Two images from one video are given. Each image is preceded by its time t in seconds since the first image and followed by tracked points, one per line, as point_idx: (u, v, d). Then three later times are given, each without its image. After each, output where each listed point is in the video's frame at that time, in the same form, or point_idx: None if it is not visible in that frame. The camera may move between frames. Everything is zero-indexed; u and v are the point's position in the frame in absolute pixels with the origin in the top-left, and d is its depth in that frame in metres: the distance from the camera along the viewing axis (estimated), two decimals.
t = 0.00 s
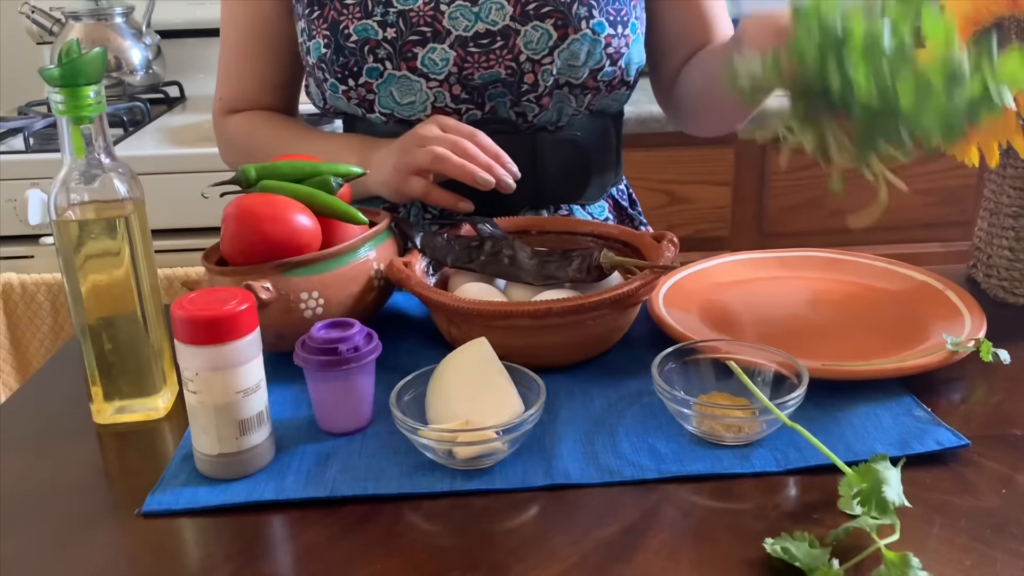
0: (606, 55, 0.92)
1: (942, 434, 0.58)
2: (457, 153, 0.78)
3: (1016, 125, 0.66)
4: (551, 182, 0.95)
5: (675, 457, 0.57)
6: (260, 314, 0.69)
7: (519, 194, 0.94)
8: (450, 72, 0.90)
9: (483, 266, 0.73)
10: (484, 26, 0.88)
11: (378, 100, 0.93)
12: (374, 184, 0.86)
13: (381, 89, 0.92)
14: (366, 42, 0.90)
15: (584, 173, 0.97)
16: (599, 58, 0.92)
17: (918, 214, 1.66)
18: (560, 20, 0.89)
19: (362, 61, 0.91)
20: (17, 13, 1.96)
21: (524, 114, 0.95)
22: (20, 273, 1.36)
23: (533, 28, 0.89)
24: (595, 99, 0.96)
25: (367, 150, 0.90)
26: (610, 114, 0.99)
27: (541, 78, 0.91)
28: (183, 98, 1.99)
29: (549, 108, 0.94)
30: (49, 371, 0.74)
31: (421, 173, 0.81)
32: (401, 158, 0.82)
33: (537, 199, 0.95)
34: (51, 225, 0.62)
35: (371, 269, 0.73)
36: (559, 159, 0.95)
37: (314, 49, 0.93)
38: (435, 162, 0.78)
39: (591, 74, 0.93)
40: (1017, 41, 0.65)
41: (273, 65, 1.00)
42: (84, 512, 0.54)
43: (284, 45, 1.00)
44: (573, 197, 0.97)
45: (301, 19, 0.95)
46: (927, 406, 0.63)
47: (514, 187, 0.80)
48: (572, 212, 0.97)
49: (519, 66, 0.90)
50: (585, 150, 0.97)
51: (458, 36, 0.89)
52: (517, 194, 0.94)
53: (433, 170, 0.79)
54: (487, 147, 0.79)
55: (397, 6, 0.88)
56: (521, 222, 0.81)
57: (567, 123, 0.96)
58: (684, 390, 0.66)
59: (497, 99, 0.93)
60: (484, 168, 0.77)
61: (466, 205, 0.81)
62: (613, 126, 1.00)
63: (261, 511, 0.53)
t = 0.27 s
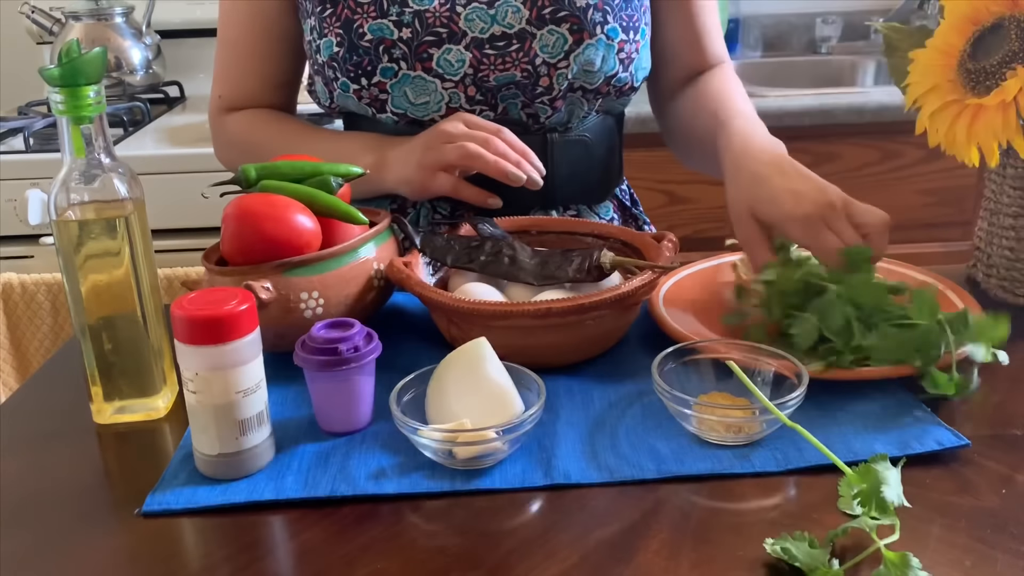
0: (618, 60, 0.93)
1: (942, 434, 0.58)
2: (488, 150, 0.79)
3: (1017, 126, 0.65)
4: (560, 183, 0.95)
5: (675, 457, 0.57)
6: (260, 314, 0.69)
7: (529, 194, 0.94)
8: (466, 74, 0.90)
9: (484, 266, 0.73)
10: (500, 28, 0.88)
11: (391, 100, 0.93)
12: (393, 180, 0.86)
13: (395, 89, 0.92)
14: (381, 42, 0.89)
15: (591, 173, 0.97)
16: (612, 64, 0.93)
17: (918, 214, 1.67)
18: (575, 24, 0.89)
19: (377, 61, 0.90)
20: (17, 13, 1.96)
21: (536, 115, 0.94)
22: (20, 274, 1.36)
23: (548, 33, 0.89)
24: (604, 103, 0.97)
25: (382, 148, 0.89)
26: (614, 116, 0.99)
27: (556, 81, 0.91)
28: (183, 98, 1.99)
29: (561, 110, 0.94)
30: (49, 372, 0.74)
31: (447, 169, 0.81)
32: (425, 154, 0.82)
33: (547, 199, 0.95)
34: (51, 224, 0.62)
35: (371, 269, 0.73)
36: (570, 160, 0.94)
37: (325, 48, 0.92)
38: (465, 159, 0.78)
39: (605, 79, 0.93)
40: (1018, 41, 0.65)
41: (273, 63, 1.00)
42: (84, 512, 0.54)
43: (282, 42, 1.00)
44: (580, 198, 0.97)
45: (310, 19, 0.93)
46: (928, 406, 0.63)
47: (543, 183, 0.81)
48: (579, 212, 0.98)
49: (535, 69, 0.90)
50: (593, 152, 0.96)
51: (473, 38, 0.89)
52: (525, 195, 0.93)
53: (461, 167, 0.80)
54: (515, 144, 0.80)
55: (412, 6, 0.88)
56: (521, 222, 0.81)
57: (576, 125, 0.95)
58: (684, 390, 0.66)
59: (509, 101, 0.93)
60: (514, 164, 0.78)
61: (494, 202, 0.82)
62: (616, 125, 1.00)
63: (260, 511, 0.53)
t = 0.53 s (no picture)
0: (612, 63, 0.92)
1: (942, 434, 0.58)
2: (472, 155, 0.78)
3: (1017, 126, 0.65)
4: (554, 181, 0.96)
5: (675, 457, 0.57)
6: (260, 313, 0.69)
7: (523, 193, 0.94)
8: (457, 76, 0.90)
9: (484, 266, 0.73)
10: (491, 32, 0.88)
11: (384, 102, 0.93)
12: (384, 184, 0.86)
13: (387, 91, 0.92)
14: (373, 45, 0.89)
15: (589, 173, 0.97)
16: (605, 67, 0.92)
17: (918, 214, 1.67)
18: (567, 28, 0.89)
19: (369, 64, 0.90)
20: (17, 13, 1.96)
21: (530, 117, 0.94)
22: (20, 273, 1.36)
23: (540, 36, 0.89)
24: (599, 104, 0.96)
25: (380, 148, 0.89)
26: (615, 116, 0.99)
27: (547, 85, 0.91)
28: (183, 98, 1.99)
29: (554, 113, 0.94)
30: (49, 371, 0.75)
31: (434, 173, 0.81)
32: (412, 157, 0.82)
33: (541, 201, 0.96)
34: (51, 224, 0.62)
35: (371, 269, 0.73)
36: (565, 160, 0.95)
37: (320, 49, 0.92)
38: (449, 163, 0.78)
39: (597, 82, 0.93)
40: (1018, 41, 0.65)
41: (275, 62, 1.00)
42: (85, 512, 0.54)
43: (284, 41, 1.00)
44: (576, 197, 0.97)
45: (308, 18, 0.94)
46: (928, 406, 0.63)
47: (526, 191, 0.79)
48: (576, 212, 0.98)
49: (525, 74, 0.90)
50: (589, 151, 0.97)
51: (465, 41, 0.88)
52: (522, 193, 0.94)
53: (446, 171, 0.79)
54: (500, 150, 0.79)
55: (404, 9, 0.88)
56: (521, 222, 0.81)
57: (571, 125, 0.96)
58: (684, 390, 0.66)
59: (503, 102, 0.93)
60: (498, 170, 0.77)
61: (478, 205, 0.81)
62: (619, 126, 1.00)
63: (260, 511, 0.53)
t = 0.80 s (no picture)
0: (602, 66, 0.91)
1: (942, 434, 0.58)
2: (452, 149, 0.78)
3: (1017, 125, 0.66)
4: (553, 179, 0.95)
5: (675, 457, 0.57)
6: (260, 314, 0.69)
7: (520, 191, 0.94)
8: (447, 78, 0.90)
9: (483, 266, 0.73)
10: (479, 38, 0.88)
11: (378, 101, 0.94)
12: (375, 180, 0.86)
13: (381, 91, 0.93)
14: (364, 48, 0.90)
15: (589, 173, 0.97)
16: (595, 70, 0.91)
17: (918, 214, 1.67)
18: (555, 35, 0.88)
19: (360, 66, 0.92)
20: (17, 13, 1.96)
21: (529, 114, 0.93)
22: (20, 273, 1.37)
23: (528, 43, 0.88)
24: (594, 102, 0.95)
25: (369, 146, 0.89)
26: (615, 111, 0.97)
27: (537, 90, 0.91)
28: (183, 98, 1.99)
29: (550, 114, 0.94)
30: (49, 372, 0.74)
31: (418, 168, 0.81)
32: (399, 152, 0.82)
33: (541, 198, 0.96)
34: (51, 224, 0.62)
35: (371, 270, 0.73)
36: (564, 158, 0.94)
37: (315, 50, 0.95)
38: (429, 157, 0.78)
39: (588, 83, 0.92)
40: (1018, 41, 0.65)
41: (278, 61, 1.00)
42: (85, 512, 0.54)
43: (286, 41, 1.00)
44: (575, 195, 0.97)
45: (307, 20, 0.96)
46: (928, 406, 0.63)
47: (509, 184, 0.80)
48: (575, 207, 0.97)
49: (513, 80, 0.90)
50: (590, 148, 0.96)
51: (453, 46, 0.88)
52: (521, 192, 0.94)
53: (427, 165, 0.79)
54: (483, 143, 0.80)
55: (394, 12, 0.88)
56: (522, 222, 0.81)
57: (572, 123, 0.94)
58: (684, 390, 0.66)
59: (499, 100, 0.93)
60: (477, 163, 0.78)
61: (461, 202, 0.80)
62: (620, 121, 0.99)
63: (261, 511, 0.53)
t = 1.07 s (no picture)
0: (599, 67, 0.91)
1: (942, 434, 0.58)
2: (446, 151, 0.78)
3: (1017, 125, 0.66)
4: (551, 182, 0.95)
5: (675, 457, 0.57)
6: (260, 313, 0.69)
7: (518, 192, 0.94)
8: (442, 78, 0.91)
9: (483, 266, 0.73)
10: (475, 37, 0.88)
11: (374, 102, 0.94)
12: (369, 180, 0.86)
13: (376, 92, 0.93)
14: (359, 48, 0.90)
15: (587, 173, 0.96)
16: (592, 70, 0.91)
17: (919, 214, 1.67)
18: (551, 34, 0.88)
19: (355, 66, 0.91)
20: (17, 13, 1.96)
21: (524, 116, 0.93)
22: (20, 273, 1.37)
23: (524, 42, 0.88)
24: (591, 103, 0.95)
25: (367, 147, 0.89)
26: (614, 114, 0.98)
27: (532, 90, 0.91)
28: (183, 98, 1.99)
29: (546, 116, 0.93)
30: (49, 372, 0.74)
31: (411, 170, 0.81)
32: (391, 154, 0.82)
33: (539, 200, 0.95)
34: (51, 224, 0.62)
35: (371, 270, 0.73)
36: (561, 159, 0.94)
37: (311, 51, 0.94)
38: (422, 160, 0.78)
39: (584, 83, 0.92)
40: (1018, 41, 0.65)
41: (278, 61, 1.00)
42: (85, 512, 0.54)
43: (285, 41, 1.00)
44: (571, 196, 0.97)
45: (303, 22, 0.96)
46: (928, 406, 0.63)
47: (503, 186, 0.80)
48: (572, 210, 0.98)
49: (509, 79, 0.90)
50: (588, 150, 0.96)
51: (449, 46, 0.88)
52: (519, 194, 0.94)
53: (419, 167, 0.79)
54: (475, 145, 0.79)
55: (389, 12, 0.88)
56: (522, 222, 0.81)
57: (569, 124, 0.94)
58: (684, 390, 0.66)
59: (496, 102, 0.93)
60: (471, 166, 0.77)
61: (454, 202, 0.81)
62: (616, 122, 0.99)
63: (261, 511, 0.53)
